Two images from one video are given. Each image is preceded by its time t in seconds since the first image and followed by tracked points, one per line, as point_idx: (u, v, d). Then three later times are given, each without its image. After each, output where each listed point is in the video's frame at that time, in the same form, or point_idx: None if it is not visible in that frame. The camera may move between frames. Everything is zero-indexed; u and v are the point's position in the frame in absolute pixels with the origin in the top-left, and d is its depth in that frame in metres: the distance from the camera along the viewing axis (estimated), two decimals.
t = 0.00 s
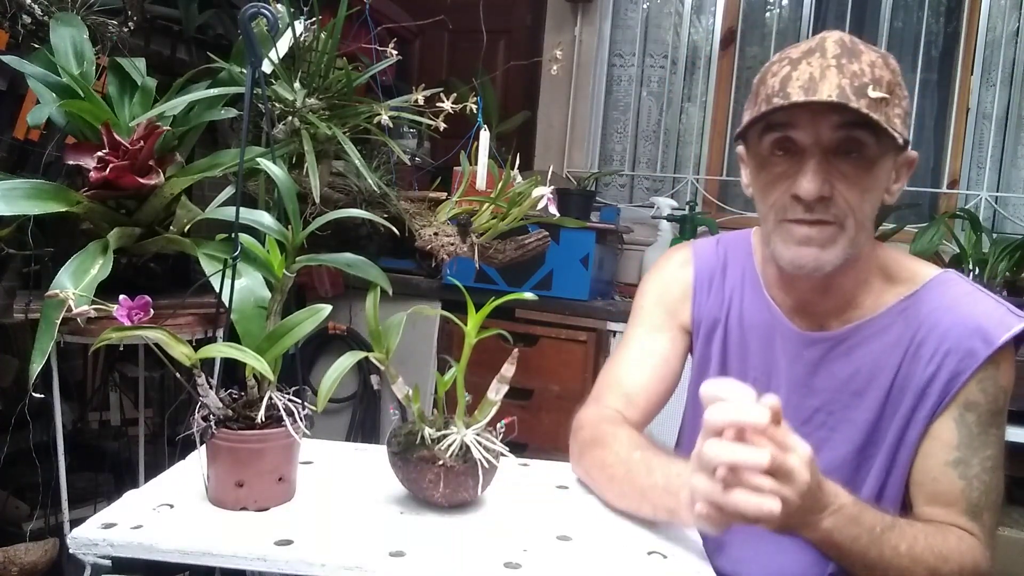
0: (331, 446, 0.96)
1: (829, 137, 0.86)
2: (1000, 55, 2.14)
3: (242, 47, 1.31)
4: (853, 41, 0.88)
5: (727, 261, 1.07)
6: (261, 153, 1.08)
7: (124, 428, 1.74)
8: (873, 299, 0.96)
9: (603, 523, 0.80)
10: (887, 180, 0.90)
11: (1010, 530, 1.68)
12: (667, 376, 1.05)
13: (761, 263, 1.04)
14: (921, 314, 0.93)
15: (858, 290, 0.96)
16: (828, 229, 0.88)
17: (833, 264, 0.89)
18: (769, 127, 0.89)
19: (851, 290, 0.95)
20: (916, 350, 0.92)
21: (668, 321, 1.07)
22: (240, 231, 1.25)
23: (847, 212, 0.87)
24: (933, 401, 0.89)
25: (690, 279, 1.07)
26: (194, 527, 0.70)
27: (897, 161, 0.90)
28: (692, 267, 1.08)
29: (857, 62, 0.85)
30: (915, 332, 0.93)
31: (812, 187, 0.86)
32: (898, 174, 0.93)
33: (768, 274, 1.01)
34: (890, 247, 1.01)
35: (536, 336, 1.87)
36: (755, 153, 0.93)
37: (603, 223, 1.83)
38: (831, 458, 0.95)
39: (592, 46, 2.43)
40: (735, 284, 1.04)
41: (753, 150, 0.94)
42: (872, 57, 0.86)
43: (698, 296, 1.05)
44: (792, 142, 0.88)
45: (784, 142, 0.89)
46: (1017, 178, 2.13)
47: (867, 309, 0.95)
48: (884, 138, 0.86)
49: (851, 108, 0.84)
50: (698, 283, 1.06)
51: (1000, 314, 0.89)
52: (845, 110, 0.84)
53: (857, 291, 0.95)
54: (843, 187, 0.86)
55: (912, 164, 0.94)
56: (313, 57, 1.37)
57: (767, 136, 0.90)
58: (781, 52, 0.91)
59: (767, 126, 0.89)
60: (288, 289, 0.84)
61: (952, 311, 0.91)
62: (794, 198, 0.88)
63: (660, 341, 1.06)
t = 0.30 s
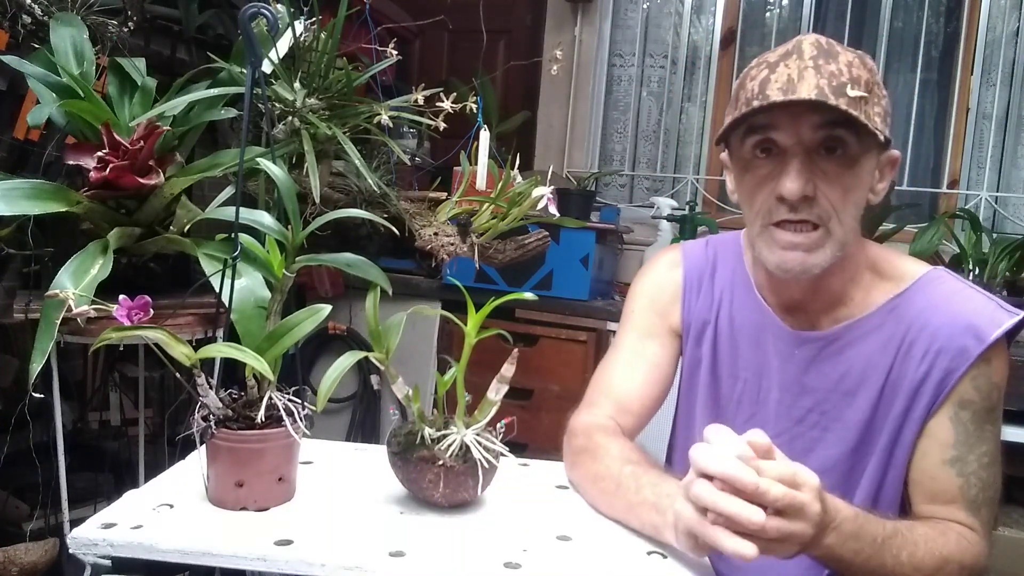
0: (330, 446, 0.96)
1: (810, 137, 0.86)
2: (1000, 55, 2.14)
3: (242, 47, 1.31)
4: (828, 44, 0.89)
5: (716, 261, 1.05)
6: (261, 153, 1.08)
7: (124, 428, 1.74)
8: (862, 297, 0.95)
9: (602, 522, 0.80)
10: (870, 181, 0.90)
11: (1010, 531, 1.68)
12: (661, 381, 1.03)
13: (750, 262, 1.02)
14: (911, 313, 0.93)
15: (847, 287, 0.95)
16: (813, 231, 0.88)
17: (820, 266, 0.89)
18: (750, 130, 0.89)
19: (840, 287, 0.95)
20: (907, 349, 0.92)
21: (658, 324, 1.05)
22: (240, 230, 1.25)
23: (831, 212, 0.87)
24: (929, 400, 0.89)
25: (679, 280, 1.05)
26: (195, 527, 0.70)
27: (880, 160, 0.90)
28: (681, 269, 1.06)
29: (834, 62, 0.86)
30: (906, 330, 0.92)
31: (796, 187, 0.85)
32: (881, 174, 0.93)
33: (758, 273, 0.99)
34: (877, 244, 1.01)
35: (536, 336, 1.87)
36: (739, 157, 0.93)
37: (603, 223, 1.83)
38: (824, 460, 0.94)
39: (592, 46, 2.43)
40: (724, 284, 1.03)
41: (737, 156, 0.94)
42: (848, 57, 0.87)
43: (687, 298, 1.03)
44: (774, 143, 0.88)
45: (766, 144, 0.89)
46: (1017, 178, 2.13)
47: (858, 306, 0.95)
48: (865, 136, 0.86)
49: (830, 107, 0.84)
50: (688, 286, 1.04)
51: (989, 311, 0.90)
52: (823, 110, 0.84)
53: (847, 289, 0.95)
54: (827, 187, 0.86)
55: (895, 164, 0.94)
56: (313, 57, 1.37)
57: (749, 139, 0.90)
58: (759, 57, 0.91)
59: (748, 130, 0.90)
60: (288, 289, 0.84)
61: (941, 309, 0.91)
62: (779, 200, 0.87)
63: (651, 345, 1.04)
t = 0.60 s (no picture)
0: (330, 446, 0.96)
1: (816, 125, 0.91)
2: (1000, 55, 2.14)
3: (242, 47, 1.31)
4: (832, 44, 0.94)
5: (720, 260, 1.11)
6: (261, 153, 1.08)
7: (124, 429, 1.74)
8: (867, 291, 1.00)
9: (602, 523, 0.80)
10: (875, 173, 0.93)
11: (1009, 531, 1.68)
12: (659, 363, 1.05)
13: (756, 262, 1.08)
14: (916, 302, 0.97)
15: (852, 280, 1.00)
16: (819, 214, 0.91)
17: (824, 250, 0.91)
18: (759, 120, 0.95)
19: (845, 281, 0.99)
20: (914, 339, 0.96)
21: (660, 316, 1.09)
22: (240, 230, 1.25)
23: (835, 197, 0.90)
24: (940, 385, 0.92)
25: (685, 277, 1.10)
26: (194, 527, 0.70)
27: (882, 155, 0.94)
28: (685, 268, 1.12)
29: (838, 58, 0.91)
30: (911, 321, 0.97)
31: (802, 169, 0.90)
32: (885, 172, 0.97)
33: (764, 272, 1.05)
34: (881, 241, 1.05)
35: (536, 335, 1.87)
36: (747, 149, 0.98)
37: (603, 223, 1.83)
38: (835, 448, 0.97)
39: (592, 46, 2.43)
40: (731, 282, 1.09)
41: (745, 149, 0.99)
42: (851, 55, 0.92)
43: (692, 295, 1.09)
44: (781, 132, 0.93)
45: (773, 133, 0.94)
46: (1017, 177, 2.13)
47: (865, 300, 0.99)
48: (868, 128, 0.91)
49: (834, 95, 0.89)
50: (693, 282, 1.09)
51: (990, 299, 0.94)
52: (829, 98, 0.90)
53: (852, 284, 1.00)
54: (831, 172, 0.90)
55: (897, 163, 0.98)
56: (313, 56, 1.37)
57: (757, 129, 0.95)
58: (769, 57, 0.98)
59: (757, 122, 0.95)
60: (288, 289, 0.84)
61: (945, 299, 0.95)
62: (786, 183, 0.91)
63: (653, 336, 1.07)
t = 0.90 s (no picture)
0: (331, 446, 0.96)
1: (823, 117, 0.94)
2: (1000, 55, 2.14)
3: (242, 47, 1.31)
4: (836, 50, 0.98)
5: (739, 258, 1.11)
6: (261, 153, 1.08)
7: (124, 429, 1.74)
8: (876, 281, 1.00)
9: (603, 523, 0.80)
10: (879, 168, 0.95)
11: (1010, 532, 1.67)
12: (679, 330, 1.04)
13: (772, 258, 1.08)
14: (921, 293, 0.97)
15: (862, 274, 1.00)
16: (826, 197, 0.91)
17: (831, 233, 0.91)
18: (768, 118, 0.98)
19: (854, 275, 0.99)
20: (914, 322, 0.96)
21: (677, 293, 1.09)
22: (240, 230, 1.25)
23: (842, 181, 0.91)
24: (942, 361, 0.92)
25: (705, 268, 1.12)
26: (195, 527, 0.70)
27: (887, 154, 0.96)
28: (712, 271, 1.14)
29: (842, 58, 0.95)
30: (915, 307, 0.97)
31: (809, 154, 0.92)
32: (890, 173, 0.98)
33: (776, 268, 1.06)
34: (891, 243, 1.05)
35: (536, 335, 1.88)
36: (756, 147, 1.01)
37: (603, 223, 1.84)
38: (840, 433, 0.98)
39: (592, 46, 2.43)
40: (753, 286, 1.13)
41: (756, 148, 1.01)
42: (855, 57, 0.96)
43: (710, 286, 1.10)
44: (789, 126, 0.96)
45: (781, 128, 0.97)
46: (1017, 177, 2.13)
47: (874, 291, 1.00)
48: (874, 122, 0.94)
49: (840, 89, 0.94)
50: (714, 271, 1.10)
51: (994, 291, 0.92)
52: (835, 92, 0.94)
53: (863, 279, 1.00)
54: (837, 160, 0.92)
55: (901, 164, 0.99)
56: (313, 56, 1.37)
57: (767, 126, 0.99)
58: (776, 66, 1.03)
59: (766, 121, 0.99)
60: (288, 289, 0.84)
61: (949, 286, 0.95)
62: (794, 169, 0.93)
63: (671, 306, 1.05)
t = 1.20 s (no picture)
0: (330, 446, 0.96)
1: (844, 112, 0.93)
2: (1000, 55, 2.14)
3: (242, 47, 1.31)
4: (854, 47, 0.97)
5: (742, 256, 1.08)
6: (261, 153, 1.08)
7: (124, 429, 1.74)
8: (889, 280, 0.99)
9: (603, 523, 0.80)
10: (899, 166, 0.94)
11: (1010, 532, 1.67)
12: (666, 342, 1.05)
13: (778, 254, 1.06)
14: (936, 288, 0.97)
15: (874, 272, 0.98)
16: (847, 192, 0.90)
17: (851, 229, 0.90)
18: (788, 111, 0.97)
19: (868, 273, 0.98)
20: (933, 323, 0.95)
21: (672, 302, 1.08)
22: (240, 231, 1.25)
23: (862, 177, 0.90)
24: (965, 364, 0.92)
25: (703, 267, 1.08)
26: (195, 527, 0.70)
27: (904, 154, 0.96)
28: (706, 265, 1.08)
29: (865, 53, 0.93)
30: (932, 307, 0.96)
31: (831, 149, 0.90)
32: (905, 174, 0.98)
33: (785, 263, 1.03)
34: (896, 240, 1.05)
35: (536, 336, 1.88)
36: (774, 141, 0.99)
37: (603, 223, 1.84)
38: (859, 434, 0.96)
39: (592, 46, 2.43)
40: (752, 277, 1.06)
41: (772, 143, 1.00)
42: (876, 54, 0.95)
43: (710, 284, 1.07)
44: (809, 120, 0.95)
45: (802, 122, 0.95)
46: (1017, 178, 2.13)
47: (886, 287, 0.99)
48: (892, 119, 0.93)
49: (862, 84, 0.92)
50: (713, 271, 1.07)
51: (1002, 285, 0.96)
52: (858, 86, 0.92)
53: (876, 277, 0.99)
54: (859, 156, 0.91)
55: (916, 166, 0.99)
56: (312, 56, 1.38)
57: (787, 120, 0.97)
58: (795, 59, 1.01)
59: (786, 113, 0.97)
60: (288, 289, 0.84)
61: (964, 287, 0.96)
62: (814, 163, 0.91)
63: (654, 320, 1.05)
